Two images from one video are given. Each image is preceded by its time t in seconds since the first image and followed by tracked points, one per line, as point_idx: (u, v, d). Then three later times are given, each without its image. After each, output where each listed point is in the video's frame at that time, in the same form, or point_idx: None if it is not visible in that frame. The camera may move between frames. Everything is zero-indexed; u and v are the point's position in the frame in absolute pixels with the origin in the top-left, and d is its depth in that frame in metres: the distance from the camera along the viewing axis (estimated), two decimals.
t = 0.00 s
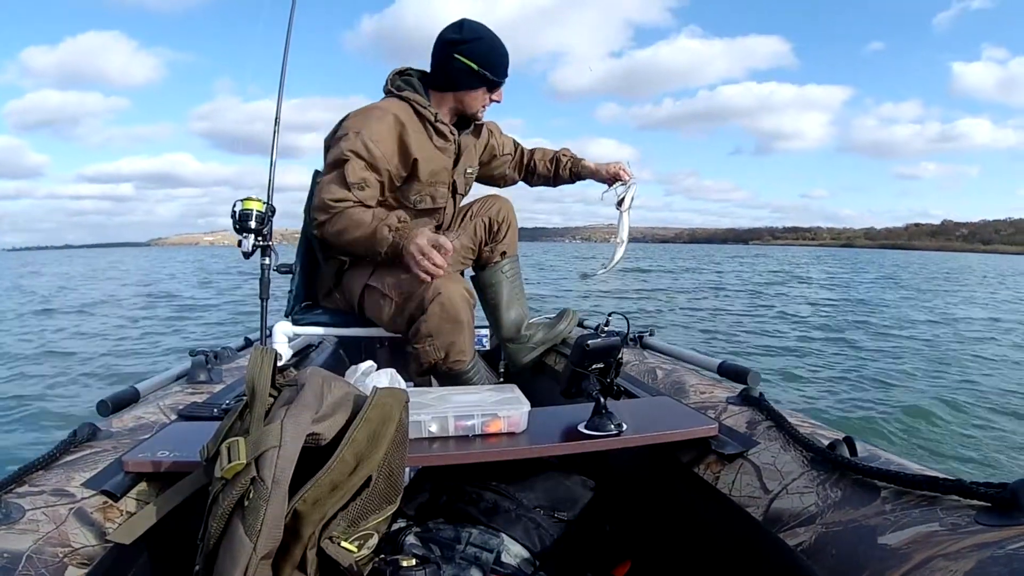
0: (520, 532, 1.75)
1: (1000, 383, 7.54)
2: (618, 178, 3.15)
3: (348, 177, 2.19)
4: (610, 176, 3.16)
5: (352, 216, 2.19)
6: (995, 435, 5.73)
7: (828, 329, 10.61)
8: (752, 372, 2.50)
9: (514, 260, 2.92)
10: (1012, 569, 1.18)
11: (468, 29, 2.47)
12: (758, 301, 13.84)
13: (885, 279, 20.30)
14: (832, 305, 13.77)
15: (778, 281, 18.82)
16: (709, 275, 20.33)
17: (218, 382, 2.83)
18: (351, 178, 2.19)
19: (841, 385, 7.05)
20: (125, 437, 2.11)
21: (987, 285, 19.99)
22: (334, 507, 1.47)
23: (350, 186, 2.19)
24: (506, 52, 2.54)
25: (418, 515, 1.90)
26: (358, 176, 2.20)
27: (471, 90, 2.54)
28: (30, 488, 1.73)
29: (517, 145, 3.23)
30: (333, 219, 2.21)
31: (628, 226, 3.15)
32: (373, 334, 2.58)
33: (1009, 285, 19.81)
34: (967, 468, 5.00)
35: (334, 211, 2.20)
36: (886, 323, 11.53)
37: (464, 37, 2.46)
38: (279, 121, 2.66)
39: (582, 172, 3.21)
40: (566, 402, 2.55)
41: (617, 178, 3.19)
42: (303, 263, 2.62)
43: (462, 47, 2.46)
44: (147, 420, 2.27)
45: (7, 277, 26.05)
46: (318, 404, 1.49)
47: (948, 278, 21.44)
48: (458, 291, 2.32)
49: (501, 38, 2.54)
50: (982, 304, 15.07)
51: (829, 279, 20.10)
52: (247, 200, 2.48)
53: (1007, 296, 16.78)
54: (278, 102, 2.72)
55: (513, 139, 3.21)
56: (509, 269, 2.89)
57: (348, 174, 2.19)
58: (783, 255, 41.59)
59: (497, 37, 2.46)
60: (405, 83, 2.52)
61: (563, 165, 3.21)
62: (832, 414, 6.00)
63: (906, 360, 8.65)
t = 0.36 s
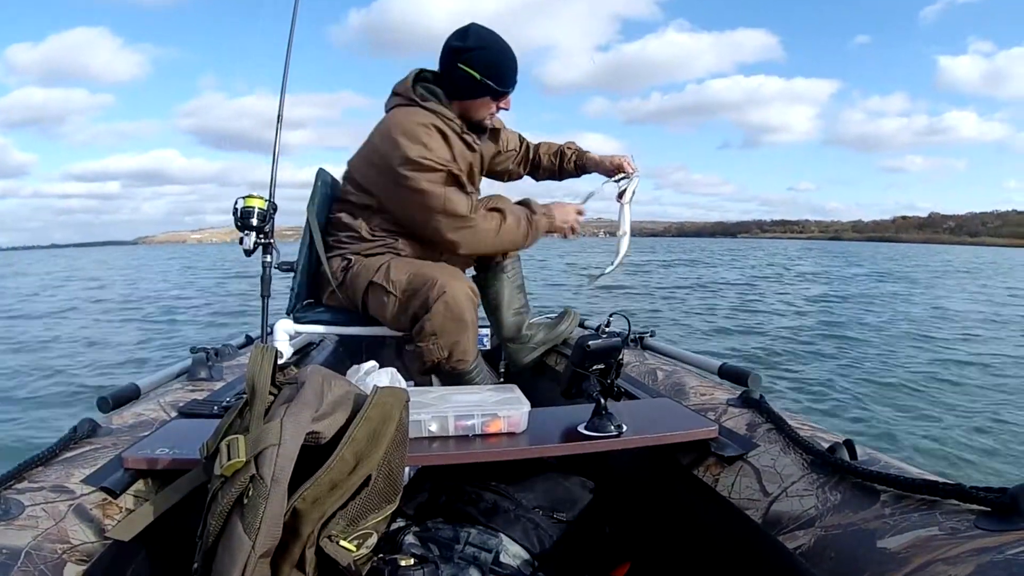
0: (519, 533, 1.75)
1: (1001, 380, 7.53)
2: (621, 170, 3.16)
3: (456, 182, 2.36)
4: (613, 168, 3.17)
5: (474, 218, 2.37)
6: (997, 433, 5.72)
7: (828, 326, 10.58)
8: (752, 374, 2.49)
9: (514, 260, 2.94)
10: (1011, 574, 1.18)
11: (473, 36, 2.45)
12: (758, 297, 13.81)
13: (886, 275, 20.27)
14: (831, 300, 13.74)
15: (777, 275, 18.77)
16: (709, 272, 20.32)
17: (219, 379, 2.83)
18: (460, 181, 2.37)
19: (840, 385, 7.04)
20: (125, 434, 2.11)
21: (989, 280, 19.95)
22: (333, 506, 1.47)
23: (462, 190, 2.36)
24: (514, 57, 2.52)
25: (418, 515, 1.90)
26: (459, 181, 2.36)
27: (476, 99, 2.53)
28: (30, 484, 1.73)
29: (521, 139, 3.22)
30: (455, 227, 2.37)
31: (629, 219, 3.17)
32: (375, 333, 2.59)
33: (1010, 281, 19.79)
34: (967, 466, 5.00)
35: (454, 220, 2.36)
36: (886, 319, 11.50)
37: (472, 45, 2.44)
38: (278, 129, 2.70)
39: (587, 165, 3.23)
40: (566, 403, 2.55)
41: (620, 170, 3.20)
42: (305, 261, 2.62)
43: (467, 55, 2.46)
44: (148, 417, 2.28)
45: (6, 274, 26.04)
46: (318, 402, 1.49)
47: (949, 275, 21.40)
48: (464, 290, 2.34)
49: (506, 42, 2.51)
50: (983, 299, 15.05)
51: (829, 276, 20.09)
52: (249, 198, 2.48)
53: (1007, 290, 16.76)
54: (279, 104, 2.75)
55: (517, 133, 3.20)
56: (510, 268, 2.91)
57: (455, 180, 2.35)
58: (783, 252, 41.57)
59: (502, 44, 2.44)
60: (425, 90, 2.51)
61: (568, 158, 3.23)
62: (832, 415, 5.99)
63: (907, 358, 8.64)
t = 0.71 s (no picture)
0: (519, 530, 1.75)
1: (1002, 378, 7.53)
2: (620, 170, 3.14)
3: (478, 181, 2.38)
4: (611, 168, 3.16)
5: (497, 215, 2.39)
6: (998, 431, 5.72)
7: (828, 325, 10.57)
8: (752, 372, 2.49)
9: (515, 260, 2.94)
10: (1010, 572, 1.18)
11: (490, 43, 2.47)
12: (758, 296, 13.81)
13: (887, 274, 20.26)
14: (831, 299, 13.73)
15: (777, 275, 18.75)
16: (710, 272, 20.33)
17: (219, 376, 2.83)
18: (482, 180, 2.39)
19: (840, 384, 7.04)
20: (125, 431, 2.11)
21: (990, 278, 19.92)
22: (333, 504, 1.47)
23: (484, 189, 2.39)
24: (529, 64, 2.54)
25: (417, 512, 1.90)
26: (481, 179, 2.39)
27: (491, 103, 2.55)
28: (29, 480, 1.73)
29: (524, 137, 3.22)
30: (480, 225, 2.39)
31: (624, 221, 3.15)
32: (376, 330, 2.58)
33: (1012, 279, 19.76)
34: (968, 464, 5.00)
35: (479, 218, 2.37)
36: (887, 317, 11.49)
37: (490, 51, 2.46)
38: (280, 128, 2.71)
39: (587, 164, 3.22)
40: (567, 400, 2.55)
41: (619, 169, 3.18)
42: (306, 260, 2.61)
43: (483, 60, 2.47)
44: (148, 414, 2.28)
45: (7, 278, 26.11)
46: (318, 400, 1.49)
47: (950, 273, 21.38)
48: (471, 287, 2.35)
49: (522, 48, 2.53)
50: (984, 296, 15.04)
51: (830, 275, 20.09)
52: (250, 195, 2.48)
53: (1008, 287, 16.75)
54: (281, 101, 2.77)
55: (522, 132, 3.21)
56: (511, 268, 2.91)
57: (477, 179, 2.38)
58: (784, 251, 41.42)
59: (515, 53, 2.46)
60: (442, 92, 2.51)
61: (567, 157, 3.22)
62: (833, 415, 5.99)
63: (908, 356, 8.63)
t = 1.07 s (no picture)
0: (520, 531, 1.75)
1: (1001, 375, 7.54)
2: (619, 170, 3.14)
3: (480, 182, 2.38)
4: (610, 169, 3.17)
5: (499, 215, 2.39)
6: (998, 428, 5.73)
7: (827, 324, 10.58)
8: (753, 370, 2.49)
9: (514, 260, 2.94)
10: (1011, 568, 1.18)
11: (490, 45, 2.47)
12: (757, 296, 13.82)
13: (886, 274, 20.29)
14: (829, 299, 13.74)
15: (776, 274, 18.76)
16: (709, 271, 20.36)
17: (219, 379, 2.83)
18: (483, 181, 2.39)
19: (840, 382, 7.03)
20: (125, 435, 2.10)
21: (989, 277, 19.97)
22: (334, 506, 1.47)
23: (486, 190, 2.38)
24: (528, 65, 2.54)
25: (418, 513, 1.90)
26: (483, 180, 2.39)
27: (491, 105, 2.55)
28: (30, 485, 1.73)
29: (523, 138, 3.23)
30: (483, 226, 2.39)
31: (626, 223, 3.15)
32: (375, 331, 2.59)
33: (1011, 278, 19.78)
34: (967, 461, 5.01)
35: (480, 219, 2.37)
36: (885, 317, 11.49)
37: (490, 53, 2.46)
38: (278, 132, 2.73)
39: (585, 165, 3.22)
40: (567, 400, 2.55)
41: (618, 170, 3.18)
42: (305, 262, 2.61)
43: (483, 63, 2.47)
44: (148, 418, 2.27)
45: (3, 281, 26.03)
46: (318, 402, 1.49)
47: (949, 272, 21.43)
48: (469, 288, 2.35)
49: (521, 50, 2.53)
50: (982, 295, 15.09)
51: (829, 274, 20.13)
52: (249, 198, 2.48)
53: (1006, 286, 16.81)
54: (279, 104, 2.78)
55: (520, 132, 3.21)
56: (510, 269, 2.91)
57: (479, 179, 2.38)
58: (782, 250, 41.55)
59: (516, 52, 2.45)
60: (442, 93, 2.51)
61: (566, 158, 3.22)
62: (833, 412, 6.00)
63: (907, 353, 8.65)
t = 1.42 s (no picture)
0: (520, 531, 1.75)
1: (1001, 375, 7.56)
2: (617, 168, 3.14)
3: (477, 180, 2.38)
4: (609, 167, 3.16)
5: (497, 213, 2.39)
6: (996, 428, 5.75)
7: (827, 325, 10.58)
8: (752, 370, 2.49)
9: (514, 260, 2.94)
10: (1011, 568, 1.18)
11: (487, 45, 2.46)
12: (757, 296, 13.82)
13: (886, 275, 20.31)
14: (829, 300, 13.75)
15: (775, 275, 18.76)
16: (708, 270, 20.37)
17: (219, 379, 2.82)
18: (480, 179, 2.39)
19: (840, 383, 7.04)
20: (125, 435, 2.11)
21: (987, 279, 19.98)
22: (334, 506, 1.47)
23: (483, 187, 2.38)
24: (525, 64, 2.54)
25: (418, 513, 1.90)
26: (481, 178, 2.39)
27: (488, 105, 2.55)
28: (30, 485, 1.72)
29: (521, 138, 3.23)
30: (482, 224, 2.39)
31: (625, 221, 3.15)
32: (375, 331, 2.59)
33: (1010, 279, 19.80)
34: (966, 461, 5.02)
35: (479, 216, 2.37)
36: (885, 318, 11.50)
37: (487, 53, 2.46)
38: (278, 132, 2.73)
39: (583, 164, 3.22)
40: (567, 400, 2.55)
41: (616, 168, 3.18)
42: (305, 262, 2.61)
43: (480, 63, 2.47)
44: (148, 418, 2.27)
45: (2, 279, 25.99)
46: (318, 402, 1.49)
47: (948, 273, 21.47)
48: (468, 288, 2.35)
49: (519, 50, 2.53)
50: (981, 296, 15.12)
51: (828, 274, 20.15)
52: (248, 199, 2.48)
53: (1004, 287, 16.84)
54: (278, 103, 2.79)
55: (518, 132, 3.21)
56: (509, 268, 2.92)
57: (476, 177, 2.38)
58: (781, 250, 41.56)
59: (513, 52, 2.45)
60: (440, 94, 2.51)
61: (564, 157, 3.22)
62: (833, 413, 6.01)
63: (906, 354, 8.66)
